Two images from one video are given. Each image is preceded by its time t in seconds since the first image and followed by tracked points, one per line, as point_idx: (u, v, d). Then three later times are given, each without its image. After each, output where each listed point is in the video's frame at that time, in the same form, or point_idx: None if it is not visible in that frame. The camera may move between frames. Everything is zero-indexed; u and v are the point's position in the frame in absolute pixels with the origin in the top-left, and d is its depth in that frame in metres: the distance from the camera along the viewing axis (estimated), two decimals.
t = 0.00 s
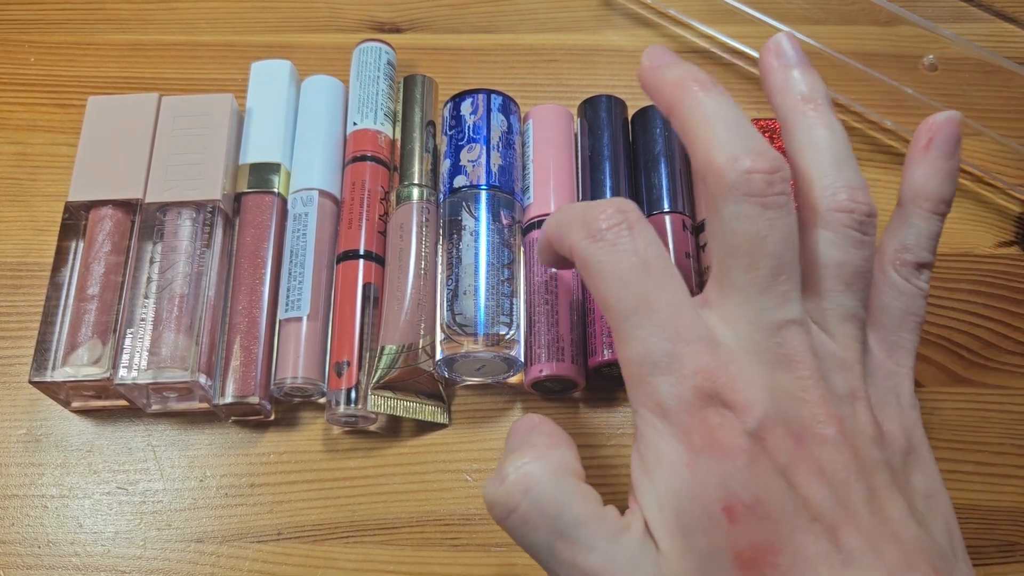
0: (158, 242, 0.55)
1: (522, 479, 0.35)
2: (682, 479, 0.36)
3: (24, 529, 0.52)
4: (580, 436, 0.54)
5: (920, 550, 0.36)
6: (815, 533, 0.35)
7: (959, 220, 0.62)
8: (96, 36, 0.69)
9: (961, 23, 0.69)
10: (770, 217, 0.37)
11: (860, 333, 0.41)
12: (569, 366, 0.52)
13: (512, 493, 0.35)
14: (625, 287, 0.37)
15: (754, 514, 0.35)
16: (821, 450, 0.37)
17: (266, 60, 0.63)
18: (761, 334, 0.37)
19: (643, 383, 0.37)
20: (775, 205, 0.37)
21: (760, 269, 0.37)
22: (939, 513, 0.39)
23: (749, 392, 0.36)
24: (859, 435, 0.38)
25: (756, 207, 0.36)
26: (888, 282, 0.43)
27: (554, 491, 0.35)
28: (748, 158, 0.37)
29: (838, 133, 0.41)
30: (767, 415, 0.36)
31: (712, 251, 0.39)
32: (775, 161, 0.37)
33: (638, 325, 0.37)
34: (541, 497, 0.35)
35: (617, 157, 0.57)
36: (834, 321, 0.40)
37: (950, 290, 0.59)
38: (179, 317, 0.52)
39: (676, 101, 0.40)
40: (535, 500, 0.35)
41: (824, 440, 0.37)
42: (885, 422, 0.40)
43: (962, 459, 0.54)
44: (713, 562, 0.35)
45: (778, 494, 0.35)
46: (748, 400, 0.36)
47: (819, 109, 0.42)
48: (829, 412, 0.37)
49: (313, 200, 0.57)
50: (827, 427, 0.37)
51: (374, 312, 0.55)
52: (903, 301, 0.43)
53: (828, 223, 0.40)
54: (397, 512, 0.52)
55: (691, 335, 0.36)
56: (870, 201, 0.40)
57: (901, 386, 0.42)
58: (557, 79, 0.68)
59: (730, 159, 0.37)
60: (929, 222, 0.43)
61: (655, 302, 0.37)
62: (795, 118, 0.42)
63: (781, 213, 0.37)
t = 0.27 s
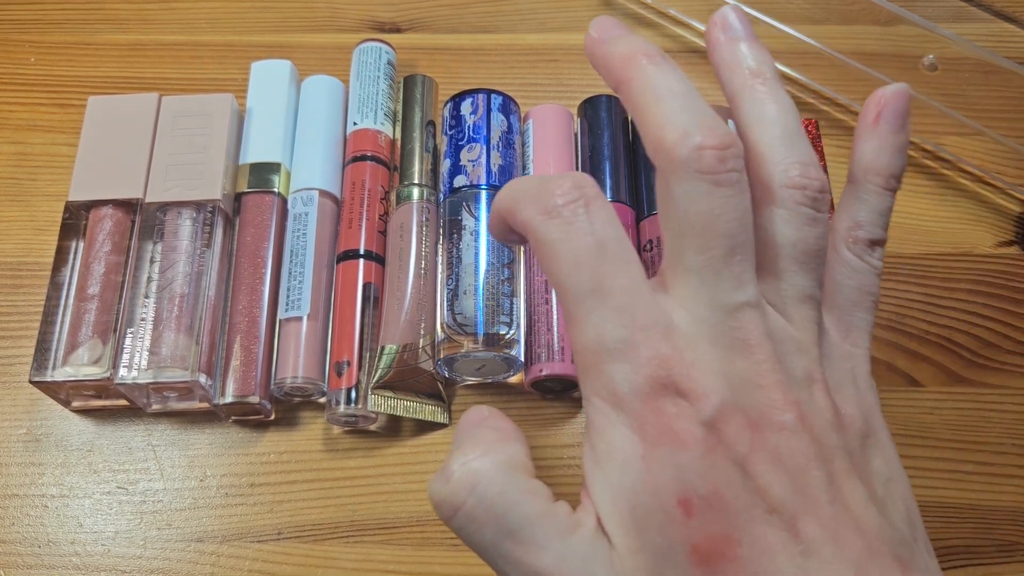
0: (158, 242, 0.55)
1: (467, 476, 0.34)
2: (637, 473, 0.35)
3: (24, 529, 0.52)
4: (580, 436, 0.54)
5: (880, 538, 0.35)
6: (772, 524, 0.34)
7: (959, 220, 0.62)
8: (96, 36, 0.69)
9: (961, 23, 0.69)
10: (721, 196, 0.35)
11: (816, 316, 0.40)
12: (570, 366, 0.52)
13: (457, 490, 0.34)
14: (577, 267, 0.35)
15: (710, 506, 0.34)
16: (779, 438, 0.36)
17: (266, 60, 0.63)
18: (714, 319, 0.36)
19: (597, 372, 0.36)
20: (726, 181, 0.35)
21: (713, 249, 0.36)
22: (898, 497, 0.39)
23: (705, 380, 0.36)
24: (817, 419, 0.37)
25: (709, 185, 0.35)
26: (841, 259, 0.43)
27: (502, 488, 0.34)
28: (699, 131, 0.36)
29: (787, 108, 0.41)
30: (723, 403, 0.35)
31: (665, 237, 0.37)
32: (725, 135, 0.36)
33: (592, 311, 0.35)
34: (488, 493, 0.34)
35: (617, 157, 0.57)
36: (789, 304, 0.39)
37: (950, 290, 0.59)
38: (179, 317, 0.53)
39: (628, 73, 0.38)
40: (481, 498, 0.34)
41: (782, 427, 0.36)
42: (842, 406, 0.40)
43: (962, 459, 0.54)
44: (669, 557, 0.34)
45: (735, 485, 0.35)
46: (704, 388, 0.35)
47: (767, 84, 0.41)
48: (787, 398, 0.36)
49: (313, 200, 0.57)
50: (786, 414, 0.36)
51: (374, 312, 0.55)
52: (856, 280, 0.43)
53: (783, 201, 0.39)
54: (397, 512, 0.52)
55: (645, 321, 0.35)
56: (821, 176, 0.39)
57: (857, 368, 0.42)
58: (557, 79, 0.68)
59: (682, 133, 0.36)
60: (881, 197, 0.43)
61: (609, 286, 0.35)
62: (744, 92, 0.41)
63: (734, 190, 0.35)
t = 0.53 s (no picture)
0: (158, 242, 0.55)
1: (375, 490, 0.33)
2: (545, 480, 0.35)
3: (24, 529, 0.52)
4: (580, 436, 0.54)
5: (793, 533, 0.35)
6: (681, 525, 0.34)
7: (958, 220, 0.62)
8: (96, 36, 0.69)
9: (961, 23, 0.69)
10: (621, 198, 0.35)
11: (724, 312, 0.40)
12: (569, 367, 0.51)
13: (365, 506, 0.33)
14: (481, 277, 0.35)
15: (619, 510, 0.34)
16: (688, 437, 0.36)
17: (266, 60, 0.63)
18: (619, 319, 0.36)
19: (502, 379, 0.35)
20: (625, 185, 0.35)
21: (615, 252, 0.35)
22: (816, 491, 0.39)
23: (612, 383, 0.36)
24: (726, 417, 0.37)
25: (605, 188, 0.35)
26: (750, 256, 0.43)
27: (410, 501, 0.33)
28: (596, 137, 0.35)
29: (688, 112, 0.41)
30: (629, 405, 0.36)
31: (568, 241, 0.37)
32: (623, 141, 0.36)
33: (496, 319, 0.35)
34: (397, 507, 0.33)
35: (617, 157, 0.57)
36: (695, 299, 0.39)
37: (949, 290, 0.59)
38: (179, 317, 0.53)
39: (527, 79, 0.37)
40: (386, 512, 0.33)
41: (691, 426, 0.36)
42: (755, 401, 0.40)
43: (962, 459, 0.54)
44: (580, 563, 0.34)
45: (642, 486, 0.35)
46: (610, 391, 0.36)
47: (666, 88, 0.41)
48: (695, 396, 0.37)
49: (313, 200, 0.57)
50: (694, 412, 0.37)
51: (374, 312, 0.55)
52: (768, 276, 0.43)
53: (682, 201, 0.39)
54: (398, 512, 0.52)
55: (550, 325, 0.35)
56: (721, 175, 0.40)
57: (770, 364, 0.42)
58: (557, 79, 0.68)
59: (581, 142, 0.35)
60: (787, 192, 0.44)
61: (513, 294, 0.35)
62: (643, 96, 0.41)
63: (633, 193, 0.35)
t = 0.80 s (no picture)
0: (155, 242, 0.55)
1: (309, 470, 0.37)
2: (478, 449, 0.37)
3: (20, 531, 0.52)
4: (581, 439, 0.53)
5: (725, 495, 0.37)
6: (613, 490, 0.36)
7: (963, 219, 0.62)
8: (93, 34, 0.68)
9: (967, 20, 0.68)
10: (546, 171, 0.39)
11: (658, 283, 0.42)
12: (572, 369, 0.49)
13: (301, 485, 0.37)
14: (420, 258, 0.38)
15: (551, 477, 0.36)
16: (621, 404, 0.38)
17: (264, 57, 0.63)
18: (548, 291, 0.39)
19: (439, 352, 0.38)
20: (546, 159, 0.39)
21: (541, 225, 0.39)
22: (752, 457, 0.42)
23: (543, 352, 0.38)
24: (660, 383, 0.39)
25: (531, 162, 0.39)
26: (688, 230, 0.45)
27: (340, 477, 0.36)
28: (518, 114, 0.39)
29: (616, 87, 0.43)
30: (561, 371, 0.38)
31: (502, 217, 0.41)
32: (544, 117, 0.39)
33: (433, 296, 0.38)
34: (329, 485, 0.36)
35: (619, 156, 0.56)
36: (627, 272, 0.41)
37: (954, 290, 0.59)
38: (175, 317, 0.52)
39: (456, 66, 0.41)
40: (320, 489, 0.36)
41: (623, 392, 0.38)
42: (693, 369, 0.42)
43: (967, 461, 0.54)
44: (514, 531, 0.35)
45: (574, 452, 0.36)
46: (540, 360, 0.38)
47: (593, 65, 0.43)
48: (629, 364, 0.38)
49: (311, 199, 0.56)
50: (627, 379, 0.38)
51: (373, 312, 0.54)
52: (704, 249, 0.45)
53: (608, 172, 0.42)
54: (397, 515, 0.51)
55: (482, 300, 0.38)
56: (648, 148, 0.42)
57: (709, 332, 0.44)
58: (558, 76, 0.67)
59: (502, 119, 0.39)
60: (719, 166, 0.47)
61: (447, 271, 0.38)
62: (574, 76, 0.44)
63: (555, 167, 0.39)
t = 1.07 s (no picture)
0: (154, 242, 0.55)
1: (256, 464, 0.36)
2: (425, 440, 0.37)
3: (20, 531, 0.52)
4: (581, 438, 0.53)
5: (671, 481, 0.38)
6: (560, 478, 0.36)
7: (964, 219, 0.62)
8: (93, 34, 0.68)
9: (967, 20, 0.68)
10: (488, 163, 0.39)
11: (608, 271, 0.42)
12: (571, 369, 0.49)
13: (247, 480, 0.36)
14: (371, 251, 0.39)
15: (497, 467, 0.36)
16: (568, 392, 0.38)
17: (264, 57, 0.63)
18: (495, 281, 0.39)
19: (387, 342, 0.38)
20: (489, 150, 0.39)
21: (486, 216, 0.39)
22: (703, 441, 0.42)
23: (489, 342, 0.38)
24: (609, 371, 0.39)
25: (472, 155, 0.39)
26: (640, 219, 0.46)
27: (287, 471, 0.36)
28: (460, 108, 0.39)
29: (562, 78, 0.43)
30: (507, 361, 0.38)
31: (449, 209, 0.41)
32: (486, 109, 0.39)
33: (383, 286, 0.39)
34: (276, 479, 0.36)
35: (619, 156, 0.56)
36: (576, 261, 0.41)
37: (954, 290, 0.59)
38: (175, 317, 0.52)
39: (400, 59, 0.41)
40: (267, 483, 0.36)
41: (570, 381, 0.38)
42: (645, 357, 0.43)
43: (967, 461, 0.54)
44: (461, 521, 0.36)
45: (520, 442, 0.37)
46: (486, 351, 0.38)
47: (539, 57, 0.43)
48: (577, 352, 0.39)
49: (310, 199, 0.56)
50: (575, 367, 0.38)
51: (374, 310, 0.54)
52: (656, 237, 0.46)
53: (555, 162, 0.41)
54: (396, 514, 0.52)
55: (428, 291, 0.38)
56: (592, 136, 0.42)
57: (661, 321, 0.44)
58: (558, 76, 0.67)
59: (446, 111, 0.39)
60: (669, 153, 0.46)
61: (396, 264, 0.39)
62: (520, 67, 0.43)
63: (499, 157, 0.39)
